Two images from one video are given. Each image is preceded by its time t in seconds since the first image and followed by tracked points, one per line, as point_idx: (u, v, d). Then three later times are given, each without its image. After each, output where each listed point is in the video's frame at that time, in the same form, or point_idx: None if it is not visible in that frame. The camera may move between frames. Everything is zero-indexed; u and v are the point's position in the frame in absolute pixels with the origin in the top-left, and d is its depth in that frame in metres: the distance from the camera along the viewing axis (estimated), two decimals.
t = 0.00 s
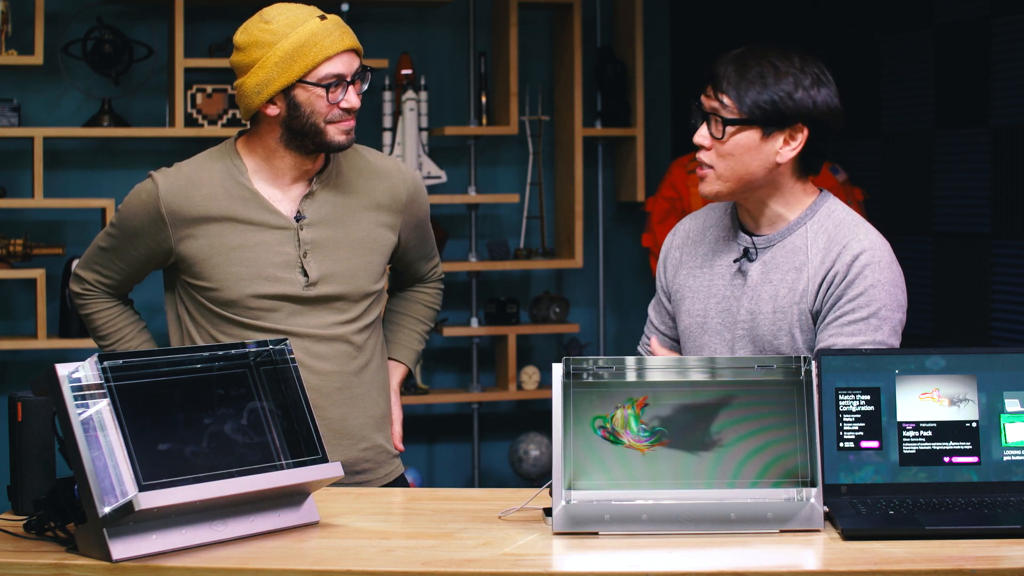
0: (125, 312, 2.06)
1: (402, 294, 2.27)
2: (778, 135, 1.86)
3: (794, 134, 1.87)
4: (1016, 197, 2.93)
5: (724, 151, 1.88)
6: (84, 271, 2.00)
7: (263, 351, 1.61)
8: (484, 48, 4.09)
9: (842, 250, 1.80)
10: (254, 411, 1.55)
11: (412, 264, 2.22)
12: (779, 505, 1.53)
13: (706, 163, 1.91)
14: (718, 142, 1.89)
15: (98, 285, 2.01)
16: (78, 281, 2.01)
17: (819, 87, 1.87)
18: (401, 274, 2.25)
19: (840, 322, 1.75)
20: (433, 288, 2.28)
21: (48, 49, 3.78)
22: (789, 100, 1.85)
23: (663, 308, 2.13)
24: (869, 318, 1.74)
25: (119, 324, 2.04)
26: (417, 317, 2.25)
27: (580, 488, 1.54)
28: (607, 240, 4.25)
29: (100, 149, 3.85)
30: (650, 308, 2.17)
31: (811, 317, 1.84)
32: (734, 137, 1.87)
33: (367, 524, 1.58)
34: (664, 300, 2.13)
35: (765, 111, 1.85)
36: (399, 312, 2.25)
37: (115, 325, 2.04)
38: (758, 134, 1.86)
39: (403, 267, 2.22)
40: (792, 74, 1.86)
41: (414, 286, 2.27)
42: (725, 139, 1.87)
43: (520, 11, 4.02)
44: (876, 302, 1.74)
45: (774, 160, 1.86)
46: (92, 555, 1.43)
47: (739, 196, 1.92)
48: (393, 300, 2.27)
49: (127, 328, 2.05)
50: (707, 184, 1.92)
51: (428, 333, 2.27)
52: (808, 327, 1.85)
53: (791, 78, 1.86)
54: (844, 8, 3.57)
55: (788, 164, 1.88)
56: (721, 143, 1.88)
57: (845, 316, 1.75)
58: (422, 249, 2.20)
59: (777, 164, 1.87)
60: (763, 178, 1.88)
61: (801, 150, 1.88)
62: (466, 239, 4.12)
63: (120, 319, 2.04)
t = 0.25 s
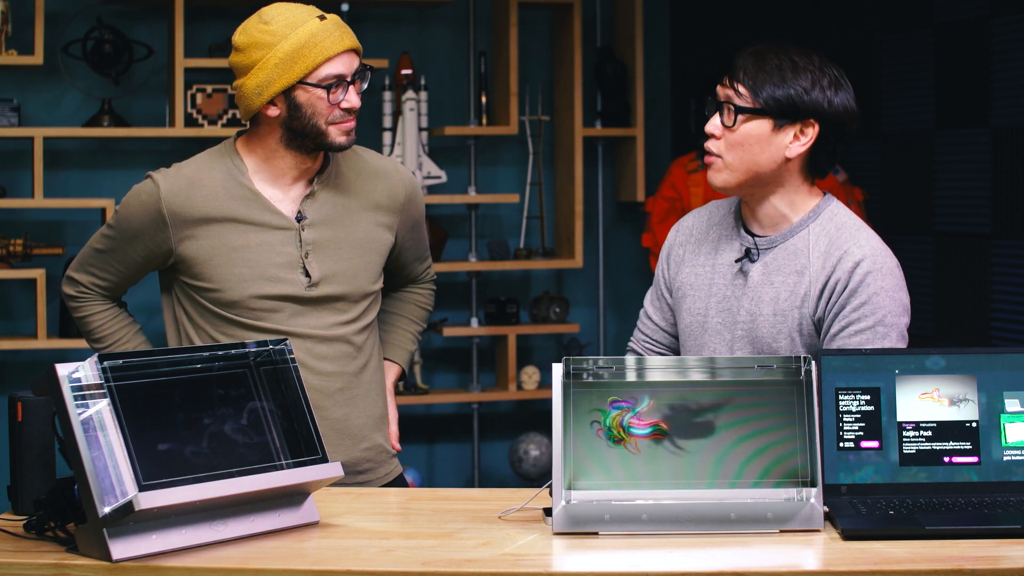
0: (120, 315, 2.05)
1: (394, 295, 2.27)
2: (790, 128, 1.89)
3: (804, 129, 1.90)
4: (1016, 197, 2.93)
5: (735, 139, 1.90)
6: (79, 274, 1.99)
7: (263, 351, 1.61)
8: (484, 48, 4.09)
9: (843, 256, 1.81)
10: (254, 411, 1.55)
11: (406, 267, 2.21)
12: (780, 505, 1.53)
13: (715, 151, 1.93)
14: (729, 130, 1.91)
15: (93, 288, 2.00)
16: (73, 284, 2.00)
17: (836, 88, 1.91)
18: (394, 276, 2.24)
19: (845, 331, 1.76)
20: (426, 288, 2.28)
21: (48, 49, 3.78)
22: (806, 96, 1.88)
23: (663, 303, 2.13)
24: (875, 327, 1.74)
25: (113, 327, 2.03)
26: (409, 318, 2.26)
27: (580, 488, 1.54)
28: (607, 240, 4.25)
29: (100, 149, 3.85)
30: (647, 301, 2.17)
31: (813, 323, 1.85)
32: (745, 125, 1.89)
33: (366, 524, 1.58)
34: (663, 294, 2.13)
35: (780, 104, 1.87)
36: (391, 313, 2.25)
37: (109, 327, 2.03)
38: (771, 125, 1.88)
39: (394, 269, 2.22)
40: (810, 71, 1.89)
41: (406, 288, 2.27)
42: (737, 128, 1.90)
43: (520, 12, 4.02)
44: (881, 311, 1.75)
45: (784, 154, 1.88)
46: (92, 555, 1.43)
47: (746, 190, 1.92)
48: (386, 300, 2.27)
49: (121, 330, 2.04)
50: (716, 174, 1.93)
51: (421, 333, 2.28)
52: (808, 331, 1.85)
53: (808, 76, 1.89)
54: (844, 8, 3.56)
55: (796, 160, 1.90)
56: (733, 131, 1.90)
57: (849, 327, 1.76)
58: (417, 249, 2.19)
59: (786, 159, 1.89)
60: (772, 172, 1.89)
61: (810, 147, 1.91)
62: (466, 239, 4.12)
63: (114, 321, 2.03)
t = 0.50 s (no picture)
0: (114, 317, 2.04)
1: (386, 295, 2.27)
2: (777, 113, 1.89)
3: (790, 115, 1.90)
4: (1016, 197, 2.93)
5: (722, 126, 1.92)
6: (72, 276, 1.97)
7: (263, 351, 1.61)
8: (484, 48, 4.09)
9: (838, 252, 1.81)
10: (254, 411, 1.55)
11: (399, 266, 2.21)
12: (780, 505, 1.53)
13: (702, 142, 1.95)
14: (716, 120, 1.92)
15: (87, 291, 1.99)
16: (66, 287, 1.98)
17: (824, 80, 1.92)
18: (387, 276, 2.24)
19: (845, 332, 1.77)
20: (417, 288, 2.28)
21: (48, 49, 3.78)
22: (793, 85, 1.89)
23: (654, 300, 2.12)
24: (876, 323, 1.75)
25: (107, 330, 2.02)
26: (402, 319, 2.25)
27: (580, 488, 1.54)
28: (607, 240, 4.25)
29: (100, 149, 3.85)
30: (635, 297, 2.16)
31: (810, 322, 1.85)
32: (731, 111, 1.91)
33: (366, 524, 1.58)
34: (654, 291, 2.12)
35: (767, 92, 1.88)
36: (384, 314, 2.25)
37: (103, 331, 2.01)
38: (757, 110, 1.89)
39: (388, 269, 2.22)
40: (795, 61, 1.91)
41: (398, 288, 2.27)
42: (723, 116, 1.91)
43: (520, 11, 4.02)
44: (881, 307, 1.76)
45: (771, 140, 1.89)
46: (92, 555, 1.43)
47: (735, 181, 1.93)
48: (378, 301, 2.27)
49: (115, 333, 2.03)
50: (705, 164, 1.94)
51: (413, 334, 2.27)
52: (804, 328, 1.85)
53: (794, 65, 1.91)
54: (844, 8, 3.56)
55: (784, 146, 1.91)
56: (718, 118, 1.92)
57: (850, 325, 1.77)
58: (410, 250, 2.19)
59: (774, 145, 1.90)
60: (760, 159, 1.90)
61: (797, 133, 1.91)
62: (466, 239, 4.12)
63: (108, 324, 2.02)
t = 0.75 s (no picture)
0: (110, 320, 2.04)
1: (384, 295, 2.27)
2: (752, 111, 1.90)
3: (767, 113, 1.90)
4: (1016, 197, 2.93)
5: (697, 126, 1.93)
6: (68, 280, 1.97)
7: (263, 351, 1.61)
8: (484, 48, 4.09)
9: (816, 247, 1.81)
10: (254, 411, 1.55)
11: (396, 264, 2.21)
12: (779, 505, 1.53)
13: (680, 141, 1.96)
14: (693, 119, 1.93)
15: (83, 293, 1.99)
16: (61, 291, 1.98)
17: (800, 76, 1.92)
18: (384, 275, 2.25)
19: (836, 328, 1.76)
20: (415, 288, 2.28)
21: (48, 49, 3.78)
22: (768, 83, 1.89)
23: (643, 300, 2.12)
24: (864, 315, 1.75)
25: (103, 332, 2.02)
26: (400, 318, 2.25)
27: (580, 488, 1.54)
28: (606, 240, 4.25)
29: (100, 149, 3.85)
30: (625, 296, 2.16)
31: (792, 318, 1.85)
32: (706, 111, 1.91)
33: (365, 524, 1.58)
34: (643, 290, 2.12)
35: (743, 90, 1.89)
36: (383, 313, 2.25)
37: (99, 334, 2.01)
38: (732, 109, 1.90)
39: (385, 268, 2.22)
40: (771, 58, 1.91)
41: (396, 288, 2.27)
42: (699, 115, 1.92)
43: (520, 12, 4.02)
44: (866, 299, 1.75)
45: (747, 138, 1.90)
46: (92, 555, 1.43)
47: (713, 181, 1.94)
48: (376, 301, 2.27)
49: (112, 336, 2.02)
50: (682, 164, 1.95)
51: (412, 334, 2.27)
52: (788, 324, 1.86)
53: (771, 63, 1.91)
54: (844, 9, 3.56)
55: (761, 143, 1.91)
56: (694, 118, 1.93)
57: (838, 320, 1.76)
58: (406, 249, 2.20)
59: (750, 143, 1.90)
60: (736, 157, 1.91)
61: (774, 130, 1.91)
62: (466, 239, 4.12)
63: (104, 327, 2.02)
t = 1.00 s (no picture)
0: (110, 323, 2.03)
1: (385, 295, 2.27)
2: (723, 131, 1.87)
3: (738, 131, 1.87)
4: (1016, 197, 2.93)
5: (669, 152, 1.90)
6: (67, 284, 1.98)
7: (263, 351, 1.61)
8: (484, 48, 4.09)
9: (802, 255, 1.80)
10: (254, 411, 1.55)
11: (397, 263, 2.21)
12: (779, 505, 1.53)
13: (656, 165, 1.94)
14: (664, 141, 1.90)
15: (82, 297, 1.99)
16: (60, 295, 1.99)
17: (765, 85, 1.87)
18: (385, 275, 2.25)
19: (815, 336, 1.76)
20: (417, 288, 2.28)
21: (48, 49, 3.78)
22: (731, 100, 1.85)
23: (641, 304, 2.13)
24: (846, 324, 1.74)
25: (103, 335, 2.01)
26: (402, 318, 2.25)
27: (580, 488, 1.54)
28: (606, 240, 4.25)
29: (100, 149, 3.85)
30: (623, 299, 2.17)
31: (781, 325, 1.85)
32: (676, 136, 1.89)
33: (366, 524, 1.58)
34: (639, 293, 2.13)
35: (708, 110, 1.85)
36: (385, 313, 2.24)
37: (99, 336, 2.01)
38: (701, 132, 1.87)
39: (385, 268, 2.22)
40: (735, 73, 1.86)
41: (398, 288, 2.27)
42: (669, 139, 1.89)
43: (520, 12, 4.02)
44: (849, 308, 1.74)
45: (721, 157, 1.87)
46: (92, 555, 1.43)
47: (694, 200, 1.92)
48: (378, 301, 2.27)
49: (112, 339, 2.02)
50: (662, 186, 1.94)
51: (414, 334, 2.27)
52: (778, 331, 1.86)
53: (734, 77, 1.86)
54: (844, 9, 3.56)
55: (736, 161, 1.88)
56: (666, 143, 1.90)
57: (821, 328, 1.76)
58: (406, 249, 2.20)
59: (724, 162, 1.87)
60: (713, 177, 1.88)
61: (747, 146, 1.88)
62: (466, 239, 4.12)
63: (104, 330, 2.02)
